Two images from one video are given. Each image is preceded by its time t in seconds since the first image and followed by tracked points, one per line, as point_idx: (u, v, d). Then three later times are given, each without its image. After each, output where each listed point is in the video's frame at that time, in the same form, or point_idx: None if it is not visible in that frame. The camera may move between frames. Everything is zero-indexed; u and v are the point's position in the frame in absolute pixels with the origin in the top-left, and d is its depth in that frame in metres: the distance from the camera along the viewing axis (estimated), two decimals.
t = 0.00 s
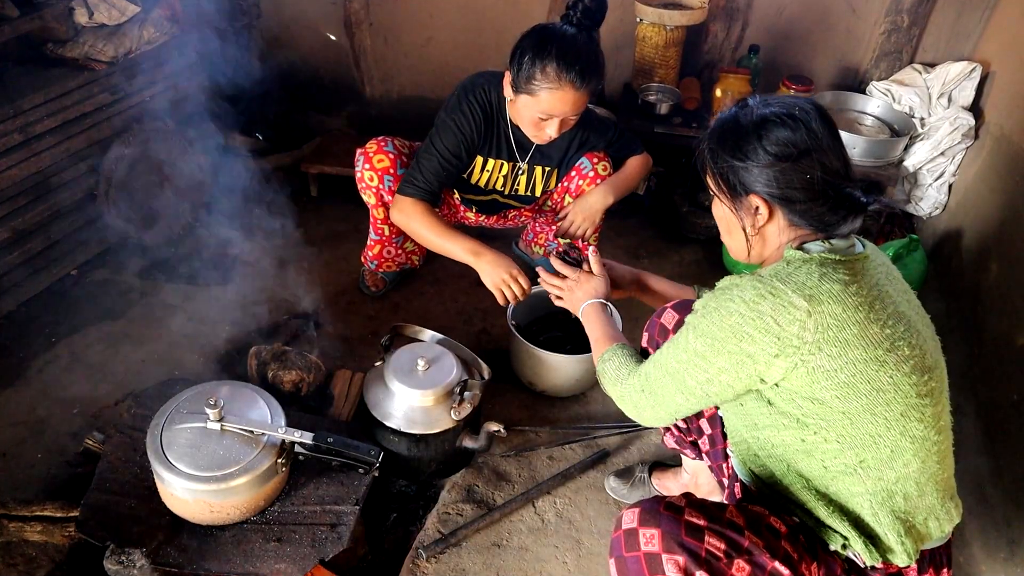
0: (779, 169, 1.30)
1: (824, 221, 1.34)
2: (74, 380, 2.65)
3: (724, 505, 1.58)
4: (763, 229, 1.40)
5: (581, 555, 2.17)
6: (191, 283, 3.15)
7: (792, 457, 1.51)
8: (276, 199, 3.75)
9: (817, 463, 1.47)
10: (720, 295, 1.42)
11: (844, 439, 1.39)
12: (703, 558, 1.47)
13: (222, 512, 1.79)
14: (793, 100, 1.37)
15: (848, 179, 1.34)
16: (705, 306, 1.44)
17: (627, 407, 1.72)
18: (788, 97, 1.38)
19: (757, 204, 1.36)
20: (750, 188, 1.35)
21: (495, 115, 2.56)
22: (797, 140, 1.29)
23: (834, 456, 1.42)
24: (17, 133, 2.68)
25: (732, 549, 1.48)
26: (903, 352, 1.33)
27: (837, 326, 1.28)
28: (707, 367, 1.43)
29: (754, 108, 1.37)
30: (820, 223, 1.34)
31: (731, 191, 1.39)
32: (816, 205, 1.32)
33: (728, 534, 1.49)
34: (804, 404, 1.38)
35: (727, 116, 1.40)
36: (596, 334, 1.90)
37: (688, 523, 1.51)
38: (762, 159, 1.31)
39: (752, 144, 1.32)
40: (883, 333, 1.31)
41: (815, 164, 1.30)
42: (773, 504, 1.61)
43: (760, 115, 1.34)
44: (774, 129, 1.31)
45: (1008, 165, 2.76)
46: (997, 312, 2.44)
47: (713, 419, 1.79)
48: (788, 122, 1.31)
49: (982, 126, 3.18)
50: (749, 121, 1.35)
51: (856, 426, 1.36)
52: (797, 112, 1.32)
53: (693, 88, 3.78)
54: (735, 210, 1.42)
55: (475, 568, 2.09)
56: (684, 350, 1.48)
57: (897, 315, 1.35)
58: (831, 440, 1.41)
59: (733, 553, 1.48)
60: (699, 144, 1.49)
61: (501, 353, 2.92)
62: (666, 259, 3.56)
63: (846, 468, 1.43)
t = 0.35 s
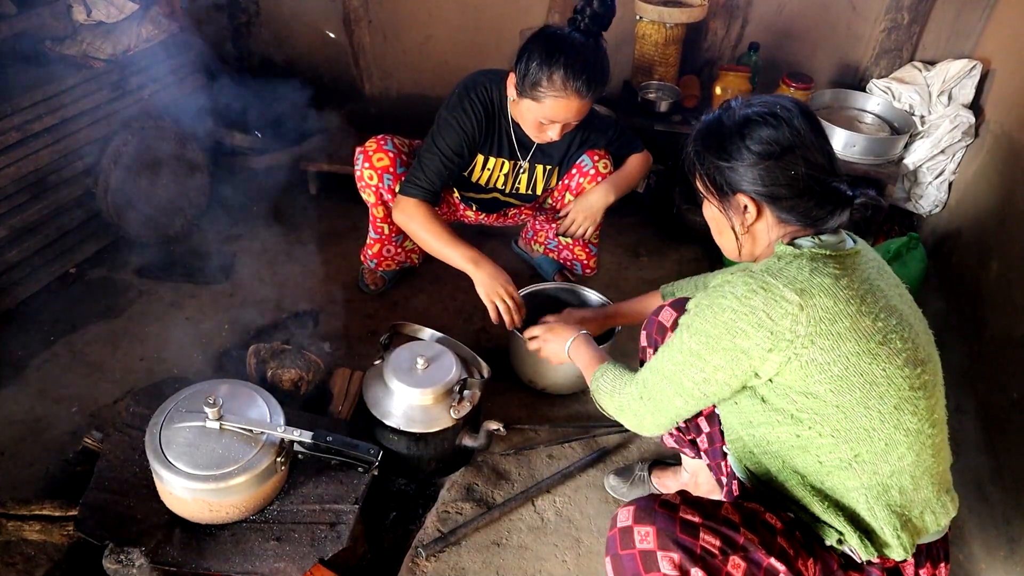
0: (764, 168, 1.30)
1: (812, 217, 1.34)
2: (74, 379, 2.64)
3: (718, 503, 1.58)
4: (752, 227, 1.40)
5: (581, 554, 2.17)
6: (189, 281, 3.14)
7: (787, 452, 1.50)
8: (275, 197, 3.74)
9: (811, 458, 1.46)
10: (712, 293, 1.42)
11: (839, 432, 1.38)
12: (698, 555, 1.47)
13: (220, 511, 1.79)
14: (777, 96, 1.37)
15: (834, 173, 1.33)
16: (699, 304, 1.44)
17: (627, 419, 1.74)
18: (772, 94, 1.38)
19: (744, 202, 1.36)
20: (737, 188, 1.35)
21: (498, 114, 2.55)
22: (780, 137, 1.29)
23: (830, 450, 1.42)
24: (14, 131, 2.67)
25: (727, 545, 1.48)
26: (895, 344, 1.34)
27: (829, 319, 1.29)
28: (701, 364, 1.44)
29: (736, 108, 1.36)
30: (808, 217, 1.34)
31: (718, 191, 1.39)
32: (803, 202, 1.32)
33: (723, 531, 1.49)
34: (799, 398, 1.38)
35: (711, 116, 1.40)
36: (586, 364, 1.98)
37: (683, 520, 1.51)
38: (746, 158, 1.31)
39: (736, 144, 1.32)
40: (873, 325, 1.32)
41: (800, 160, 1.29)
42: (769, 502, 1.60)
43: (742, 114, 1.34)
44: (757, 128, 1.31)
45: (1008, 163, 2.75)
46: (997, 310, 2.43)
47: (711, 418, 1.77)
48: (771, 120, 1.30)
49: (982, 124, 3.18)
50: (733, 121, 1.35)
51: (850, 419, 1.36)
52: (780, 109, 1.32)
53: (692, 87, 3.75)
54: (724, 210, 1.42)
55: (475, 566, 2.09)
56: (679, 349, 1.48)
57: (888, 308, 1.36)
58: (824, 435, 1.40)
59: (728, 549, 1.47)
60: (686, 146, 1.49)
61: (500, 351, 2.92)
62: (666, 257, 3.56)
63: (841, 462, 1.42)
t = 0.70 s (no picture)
0: (751, 167, 1.30)
1: (802, 214, 1.34)
2: (73, 378, 2.64)
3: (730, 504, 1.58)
4: (743, 226, 1.40)
5: (581, 552, 2.17)
6: (189, 280, 3.14)
7: (790, 449, 1.50)
8: (274, 195, 3.74)
9: (814, 452, 1.46)
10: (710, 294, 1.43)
11: (842, 427, 1.38)
12: (714, 559, 1.46)
13: (221, 509, 1.79)
14: (762, 95, 1.37)
15: (822, 169, 1.33)
16: (696, 302, 1.45)
17: (625, 413, 1.75)
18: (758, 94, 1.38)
19: (733, 201, 1.36)
20: (725, 188, 1.35)
21: (498, 108, 2.55)
22: (766, 135, 1.29)
23: (834, 444, 1.42)
24: (13, 129, 2.67)
25: (742, 549, 1.47)
26: (893, 337, 1.34)
27: (827, 315, 1.29)
28: (700, 363, 1.44)
29: (721, 108, 1.37)
30: (798, 214, 1.34)
31: (707, 191, 1.39)
32: (792, 199, 1.32)
33: (737, 533, 1.48)
34: (800, 395, 1.38)
35: (698, 118, 1.40)
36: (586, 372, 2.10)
37: (697, 524, 1.51)
38: (733, 158, 1.31)
39: (722, 143, 1.33)
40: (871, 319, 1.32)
41: (787, 158, 1.29)
42: (778, 501, 1.60)
43: (727, 115, 1.34)
44: (742, 127, 1.31)
45: (1007, 161, 2.75)
46: (996, 308, 2.43)
47: (708, 419, 1.76)
48: (755, 119, 1.31)
49: (981, 122, 3.18)
50: (718, 122, 1.35)
51: (853, 414, 1.36)
52: (765, 107, 1.32)
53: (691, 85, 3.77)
54: (714, 210, 1.42)
55: (475, 565, 2.09)
56: (677, 348, 1.49)
57: (884, 301, 1.36)
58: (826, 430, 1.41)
59: (742, 552, 1.47)
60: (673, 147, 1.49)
61: (500, 350, 2.92)
62: (665, 255, 3.56)
63: (845, 456, 1.42)
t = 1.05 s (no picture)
0: (760, 166, 1.30)
1: (808, 215, 1.34)
2: (73, 376, 2.64)
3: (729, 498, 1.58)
4: (749, 225, 1.41)
5: (580, 551, 2.18)
6: (189, 279, 3.14)
7: (793, 450, 1.51)
8: (274, 194, 3.74)
9: (815, 455, 1.47)
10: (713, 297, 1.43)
11: (843, 429, 1.39)
12: (712, 551, 1.46)
13: (221, 507, 1.79)
14: (774, 93, 1.36)
15: (829, 169, 1.33)
16: (700, 304, 1.45)
17: (625, 410, 1.75)
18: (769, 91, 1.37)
19: (741, 200, 1.36)
20: (734, 186, 1.35)
21: (477, 104, 2.55)
22: (776, 135, 1.29)
23: (835, 447, 1.42)
24: (13, 129, 2.67)
25: (740, 542, 1.47)
26: (896, 340, 1.35)
27: (830, 320, 1.29)
28: (703, 365, 1.45)
29: (730, 106, 1.36)
30: (805, 216, 1.34)
31: (715, 189, 1.39)
32: (799, 200, 1.32)
33: (736, 527, 1.48)
34: (803, 398, 1.39)
35: (708, 113, 1.40)
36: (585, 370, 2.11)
37: (696, 516, 1.50)
38: (742, 157, 1.31)
39: (732, 141, 1.32)
40: (874, 322, 1.32)
41: (796, 158, 1.29)
42: (777, 497, 1.61)
43: (737, 112, 1.34)
44: (752, 126, 1.30)
45: (1006, 160, 2.76)
46: (996, 306, 2.44)
47: (710, 417, 1.76)
48: (765, 117, 1.30)
49: (981, 121, 3.19)
50: (728, 119, 1.34)
51: (855, 417, 1.37)
52: (777, 106, 1.32)
53: (690, 84, 3.77)
54: (720, 208, 1.42)
55: (474, 563, 2.10)
56: (680, 350, 1.49)
57: (887, 303, 1.36)
58: (828, 433, 1.41)
59: (740, 545, 1.46)
60: (680, 143, 1.49)
61: (499, 349, 2.92)
62: (665, 255, 3.56)
63: (847, 458, 1.43)
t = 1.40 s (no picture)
0: (747, 165, 1.31)
1: (800, 211, 1.34)
2: (74, 379, 2.64)
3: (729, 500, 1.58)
4: (740, 225, 1.40)
5: (581, 554, 2.18)
6: (190, 281, 3.14)
7: (793, 446, 1.51)
8: (276, 197, 3.75)
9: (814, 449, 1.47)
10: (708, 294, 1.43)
11: (843, 423, 1.39)
12: (709, 553, 1.46)
13: (221, 510, 1.79)
14: (756, 96, 1.38)
15: (814, 165, 1.35)
16: (695, 301, 1.46)
17: (619, 409, 1.76)
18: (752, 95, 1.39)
19: (731, 200, 1.36)
20: (722, 187, 1.35)
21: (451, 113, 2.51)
22: (762, 134, 1.30)
23: (835, 441, 1.42)
24: (16, 131, 2.68)
25: (738, 544, 1.48)
26: (890, 332, 1.36)
27: (825, 314, 1.30)
28: (699, 362, 1.45)
29: (715, 109, 1.38)
30: (796, 213, 1.35)
31: (704, 191, 1.39)
32: (788, 197, 1.32)
33: (735, 529, 1.49)
34: (801, 392, 1.39)
35: (692, 118, 1.41)
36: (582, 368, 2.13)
37: (694, 518, 1.50)
38: (729, 157, 1.32)
39: (717, 142, 1.33)
40: (867, 315, 1.34)
41: (783, 155, 1.31)
42: (778, 497, 1.61)
43: (722, 114, 1.35)
44: (737, 126, 1.32)
45: (1007, 164, 2.76)
46: (997, 309, 2.44)
47: (706, 421, 1.77)
48: (750, 117, 1.32)
49: (981, 124, 3.19)
50: (713, 122, 1.35)
51: (853, 410, 1.37)
52: (761, 107, 1.33)
53: (692, 87, 3.76)
54: (710, 210, 1.42)
55: (475, 566, 2.10)
56: (675, 347, 1.49)
57: (880, 297, 1.38)
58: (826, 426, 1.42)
59: (738, 547, 1.47)
60: (666, 149, 1.50)
61: (500, 352, 2.93)
62: (665, 257, 3.57)
63: (847, 452, 1.43)
